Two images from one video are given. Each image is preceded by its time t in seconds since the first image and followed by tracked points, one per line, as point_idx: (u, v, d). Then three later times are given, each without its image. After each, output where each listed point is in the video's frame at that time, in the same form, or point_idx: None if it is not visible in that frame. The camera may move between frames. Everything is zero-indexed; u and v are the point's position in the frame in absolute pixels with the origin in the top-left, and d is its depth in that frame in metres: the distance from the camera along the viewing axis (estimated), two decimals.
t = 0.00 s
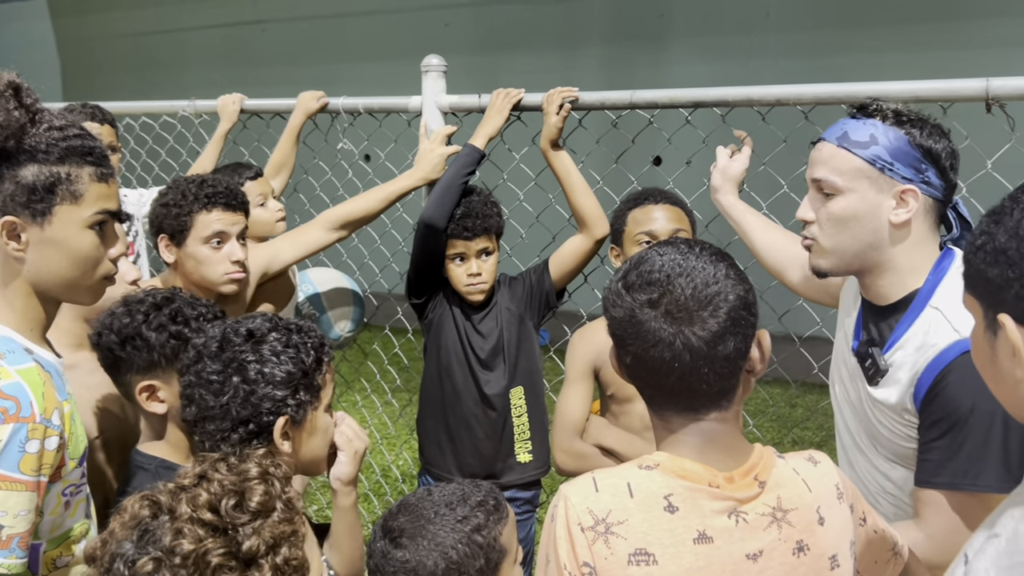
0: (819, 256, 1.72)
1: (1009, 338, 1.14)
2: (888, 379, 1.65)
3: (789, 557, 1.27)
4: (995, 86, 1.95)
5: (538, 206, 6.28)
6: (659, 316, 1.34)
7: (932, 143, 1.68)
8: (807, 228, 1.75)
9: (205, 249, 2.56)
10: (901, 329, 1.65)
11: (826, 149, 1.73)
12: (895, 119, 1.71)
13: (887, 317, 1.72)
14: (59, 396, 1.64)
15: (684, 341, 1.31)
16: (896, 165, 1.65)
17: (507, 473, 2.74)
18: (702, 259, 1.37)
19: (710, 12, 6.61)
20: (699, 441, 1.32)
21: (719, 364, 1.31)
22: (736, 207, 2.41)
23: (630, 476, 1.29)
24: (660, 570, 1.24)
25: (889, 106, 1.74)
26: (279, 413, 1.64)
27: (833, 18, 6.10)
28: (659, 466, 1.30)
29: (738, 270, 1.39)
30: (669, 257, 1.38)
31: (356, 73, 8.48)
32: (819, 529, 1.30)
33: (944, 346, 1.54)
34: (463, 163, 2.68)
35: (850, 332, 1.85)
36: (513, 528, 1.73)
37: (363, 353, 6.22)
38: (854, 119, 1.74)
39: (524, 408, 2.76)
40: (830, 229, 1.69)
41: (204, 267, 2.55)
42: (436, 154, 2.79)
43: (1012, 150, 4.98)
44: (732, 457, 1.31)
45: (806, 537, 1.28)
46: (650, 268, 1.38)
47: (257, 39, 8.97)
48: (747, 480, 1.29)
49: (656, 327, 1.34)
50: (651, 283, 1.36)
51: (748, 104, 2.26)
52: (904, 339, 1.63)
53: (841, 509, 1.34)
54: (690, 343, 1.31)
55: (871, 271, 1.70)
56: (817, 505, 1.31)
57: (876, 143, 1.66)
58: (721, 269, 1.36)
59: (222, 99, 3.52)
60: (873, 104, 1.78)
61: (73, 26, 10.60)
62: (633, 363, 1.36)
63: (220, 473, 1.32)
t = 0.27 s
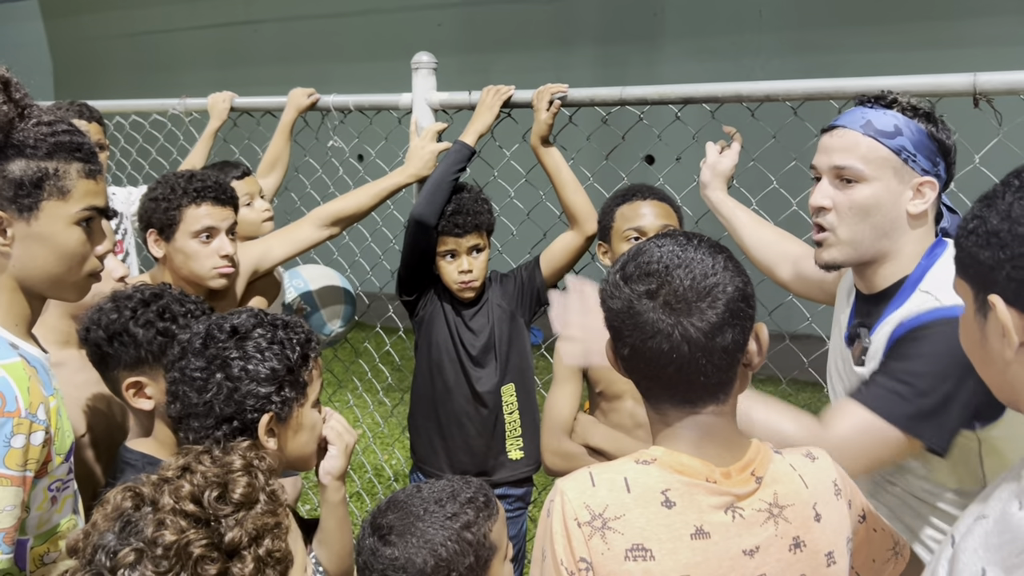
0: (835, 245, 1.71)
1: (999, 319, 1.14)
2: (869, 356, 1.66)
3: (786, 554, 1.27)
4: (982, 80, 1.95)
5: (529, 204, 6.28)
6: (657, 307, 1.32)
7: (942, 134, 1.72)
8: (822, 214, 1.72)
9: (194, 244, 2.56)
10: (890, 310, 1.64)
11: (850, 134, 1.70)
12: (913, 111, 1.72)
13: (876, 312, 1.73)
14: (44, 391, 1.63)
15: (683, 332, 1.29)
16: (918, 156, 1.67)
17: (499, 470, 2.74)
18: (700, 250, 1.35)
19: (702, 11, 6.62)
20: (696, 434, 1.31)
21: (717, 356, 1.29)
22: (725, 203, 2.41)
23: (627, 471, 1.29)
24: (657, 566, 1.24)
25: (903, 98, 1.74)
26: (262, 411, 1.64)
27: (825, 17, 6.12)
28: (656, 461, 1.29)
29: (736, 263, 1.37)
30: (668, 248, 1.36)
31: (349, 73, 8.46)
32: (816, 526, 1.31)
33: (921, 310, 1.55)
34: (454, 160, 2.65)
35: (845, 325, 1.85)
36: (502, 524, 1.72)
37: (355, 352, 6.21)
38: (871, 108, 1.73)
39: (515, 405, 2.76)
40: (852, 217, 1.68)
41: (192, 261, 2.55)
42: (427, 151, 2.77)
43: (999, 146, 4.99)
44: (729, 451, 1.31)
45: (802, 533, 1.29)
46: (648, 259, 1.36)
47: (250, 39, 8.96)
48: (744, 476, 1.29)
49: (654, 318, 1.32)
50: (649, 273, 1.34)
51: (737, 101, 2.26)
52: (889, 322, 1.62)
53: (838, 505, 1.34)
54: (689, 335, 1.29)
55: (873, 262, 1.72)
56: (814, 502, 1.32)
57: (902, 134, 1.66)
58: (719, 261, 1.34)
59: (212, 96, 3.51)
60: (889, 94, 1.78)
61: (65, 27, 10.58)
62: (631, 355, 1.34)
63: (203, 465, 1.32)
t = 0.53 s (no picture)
0: (813, 241, 1.72)
1: (994, 315, 1.10)
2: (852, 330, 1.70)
3: (779, 553, 1.27)
4: (972, 78, 1.95)
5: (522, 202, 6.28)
6: (652, 305, 1.31)
7: (927, 134, 1.69)
8: (804, 211, 1.74)
9: (183, 242, 2.61)
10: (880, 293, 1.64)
11: (828, 134, 1.71)
12: (896, 109, 1.71)
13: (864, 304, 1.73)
14: (33, 391, 1.63)
15: (678, 331, 1.29)
16: (896, 155, 1.66)
17: (493, 468, 2.74)
18: (697, 249, 1.34)
19: (696, 10, 6.62)
20: (690, 433, 1.31)
21: (712, 355, 1.29)
22: (721, 200, 2.40)
23: (619, 471, 1.29)
24: (648, 566, 1.23)
25: (891, 98, 1.73)
26: (258, 415, 1.63)
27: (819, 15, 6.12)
28: (648, 461, 1.29)
29: (733, 262, 1.36)
30: (665, 247, 1.35)
31: (344, 72, 8.45)
32: (810, 524, 1.31)
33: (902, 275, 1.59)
34: (446, 159, 2.67)
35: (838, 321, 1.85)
36: (493, 522, 1.73)
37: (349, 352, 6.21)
38: (855, 107, 1.73)
39: (509, 404, 2.75)
40: (829, 212, 1.69)
41: (182, 260, 2.60)
42: (422, 150, 2.74)
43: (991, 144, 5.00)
44: (722, 451, 1.30)
45: (796, 532, 1.29)
46: (645, 257, 1.35)
47: (245, 39, 8.96)
48: (737, 475, 1.29)
49: (649, 317, 1.31)
50: (646, 271, 1.34)
51: (729, 98, 2.25)
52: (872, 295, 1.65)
53: (833, 503, 1.35)
54: (683, 333, 1.28)
55: (858, 257, 1.72)
56: (808, 501, 1.32)
57: (879, 133, 1.66)
58: (716, 260, 1.34)
59: (205, 95, 3.50)
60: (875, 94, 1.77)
61: (60, 27, 10.56)
62: (626, 353, 1.34)
63: (189, 465, 1.32)
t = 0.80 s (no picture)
0: (785, 242, 1.73)
1: (984, 315, 1.09)
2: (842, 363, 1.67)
3: (770, 547, 1.27)
4: (963, 75, 1.94)
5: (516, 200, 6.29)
6: (640, 300, 1.32)
7: (899, 140, 1.68)
8: (776, 215, 1.75)
9: (167, 244, 2.62)
10: (858, 315, 1.65)
11: (798, 138, 1.73)
12: (867, 114, 1.71)
13: (846, 311, 1.74)
14: (22, 391, 1.62)
15: (665, 326, 1.29)
16: (865, 158, 1.65)
17: (486, 466, 2.74)
18: (684, 246, 1.35)
19: (691, 8, 6.62)
20: (678, 430, 1.31)
21: (699, 351, 1.29)
22: (712, 198, 2.42)
23: (608, 468, 1.28)
24: (639, 562, 1.24)
25: (863, 102, 1.74)
26: (253, 412, 1.63)
27: (813, 12, 6.12)
28: (637, 458, 1.29)
29: (720, 259, 1.37)
30: (652, 244, 1.36)
31: (337, 71, 8.44)
32: (800, 518, 1.30)
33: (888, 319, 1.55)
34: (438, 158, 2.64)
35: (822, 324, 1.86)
36: (481, 519, 1.73)
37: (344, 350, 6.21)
38: (827, 112, 1.73)
39: (502, 401, 2.75)
40: (798, 215, 1.70)
41: (165, 261, 2.62)
42: (417, 150, 2.75)
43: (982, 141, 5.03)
44: (709, 446, 1.30)
45: (786, 526, 1.29)
46: (633, 253, 1.36)
47: (240, 37, 8.94)
48: (726, 470, 1.28)
49: (636, 312, 1.31)
50: (633, 267, 1.35)
51: (720, 97, 2.24)
52: (861, 327, 1.63)
53: (823, 497, 1.34)
54: (670, 328, 1.29)
55: (831, 262, 1.73)
56: (798, 494, 1.31)
57: (847, 137, 1.66)
58: (703, 256, 1.35)
59: (198, 94, 3.49)
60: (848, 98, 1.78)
61: (52, 24, 10.53)
62: (614, 348, 1.34)
63: (175, 466, 1.32)
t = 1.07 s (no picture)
0: (766, 247, 1.70)
1: (976, 304, 1.07)
2: (835, 368, 1.65)
3: (750, 532, 1.23)
4: (955, 66, 1.92)
5: (506, 193, 6.27)
6: (620, 285, 1.31)
7: (867, 132, 1.67)
8: (751, 222, 1.73)
9: (143, 238, 2.59)
10: (845, 318, 1.64)
11: (764, 144, 1.71)
12: (829, 110, 1.70)
13: (835, 306, 1.72)
14: None
15: (645, 310, 1.28)
16: (833, 156, 1.64)
17: (476, 462, 2.72)
18: (664, 233, 1.35)
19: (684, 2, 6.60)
20: (655, 417, 1.29)
21: (678, 337, 1.28)
22: (701, 191, 2.39)
23: (585, 451, 1.25)
24: (615, 542, 1.19)
25: (824, 99, 1.73)
26: (229, 400, 1.60)
27: (807, 7, 6.11)
28: (613, 441, 1.26)
29: (700, 247, 1.36)
30: (632, 231, 1.36)
31: (330, 65, 8.39)
32: (780, 506, 1.26)
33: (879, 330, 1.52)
34: (427, 150, 2.62)
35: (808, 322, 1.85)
36: (465, 514, 1.70)
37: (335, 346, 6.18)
38: (789, 114, 1.72)
39: (491, 396, 2.73)
40: (773, 221, 1.67)
41: (143, 257, 2.59)
42: (403, 144, 2.73)
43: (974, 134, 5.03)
44: (688, 432, 1.28)
45: (766, 513, 1.24)
46: (613, 240, 1.35)
47: (233, 32, 8.89)
48: (704, 454, 1.26)
49: (615, 297, 1.30)
50: (613, 253, 1.34)
51: (710, 88, 2.21)
52: (848, 328, 1.62)
53: (802, 487, 1.30)
54: (650, 313, 1.28)
55: (817, 261, 1.69)
56: (777, 482, 1.27)
57: (812, 137, 1.65)
58: (683, 243, 1.34)
59: (185, 87, 3.45)
60: (810, 96, 1.77)
61: (43, 18, 10.46)
62: (592, 335, 1.33)
63: (148, 462, 1.30)
